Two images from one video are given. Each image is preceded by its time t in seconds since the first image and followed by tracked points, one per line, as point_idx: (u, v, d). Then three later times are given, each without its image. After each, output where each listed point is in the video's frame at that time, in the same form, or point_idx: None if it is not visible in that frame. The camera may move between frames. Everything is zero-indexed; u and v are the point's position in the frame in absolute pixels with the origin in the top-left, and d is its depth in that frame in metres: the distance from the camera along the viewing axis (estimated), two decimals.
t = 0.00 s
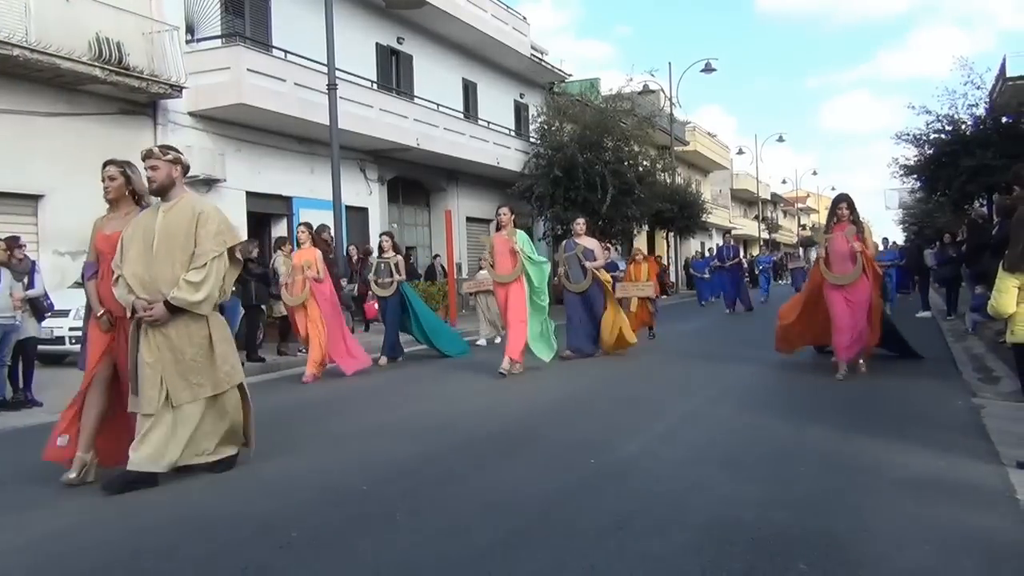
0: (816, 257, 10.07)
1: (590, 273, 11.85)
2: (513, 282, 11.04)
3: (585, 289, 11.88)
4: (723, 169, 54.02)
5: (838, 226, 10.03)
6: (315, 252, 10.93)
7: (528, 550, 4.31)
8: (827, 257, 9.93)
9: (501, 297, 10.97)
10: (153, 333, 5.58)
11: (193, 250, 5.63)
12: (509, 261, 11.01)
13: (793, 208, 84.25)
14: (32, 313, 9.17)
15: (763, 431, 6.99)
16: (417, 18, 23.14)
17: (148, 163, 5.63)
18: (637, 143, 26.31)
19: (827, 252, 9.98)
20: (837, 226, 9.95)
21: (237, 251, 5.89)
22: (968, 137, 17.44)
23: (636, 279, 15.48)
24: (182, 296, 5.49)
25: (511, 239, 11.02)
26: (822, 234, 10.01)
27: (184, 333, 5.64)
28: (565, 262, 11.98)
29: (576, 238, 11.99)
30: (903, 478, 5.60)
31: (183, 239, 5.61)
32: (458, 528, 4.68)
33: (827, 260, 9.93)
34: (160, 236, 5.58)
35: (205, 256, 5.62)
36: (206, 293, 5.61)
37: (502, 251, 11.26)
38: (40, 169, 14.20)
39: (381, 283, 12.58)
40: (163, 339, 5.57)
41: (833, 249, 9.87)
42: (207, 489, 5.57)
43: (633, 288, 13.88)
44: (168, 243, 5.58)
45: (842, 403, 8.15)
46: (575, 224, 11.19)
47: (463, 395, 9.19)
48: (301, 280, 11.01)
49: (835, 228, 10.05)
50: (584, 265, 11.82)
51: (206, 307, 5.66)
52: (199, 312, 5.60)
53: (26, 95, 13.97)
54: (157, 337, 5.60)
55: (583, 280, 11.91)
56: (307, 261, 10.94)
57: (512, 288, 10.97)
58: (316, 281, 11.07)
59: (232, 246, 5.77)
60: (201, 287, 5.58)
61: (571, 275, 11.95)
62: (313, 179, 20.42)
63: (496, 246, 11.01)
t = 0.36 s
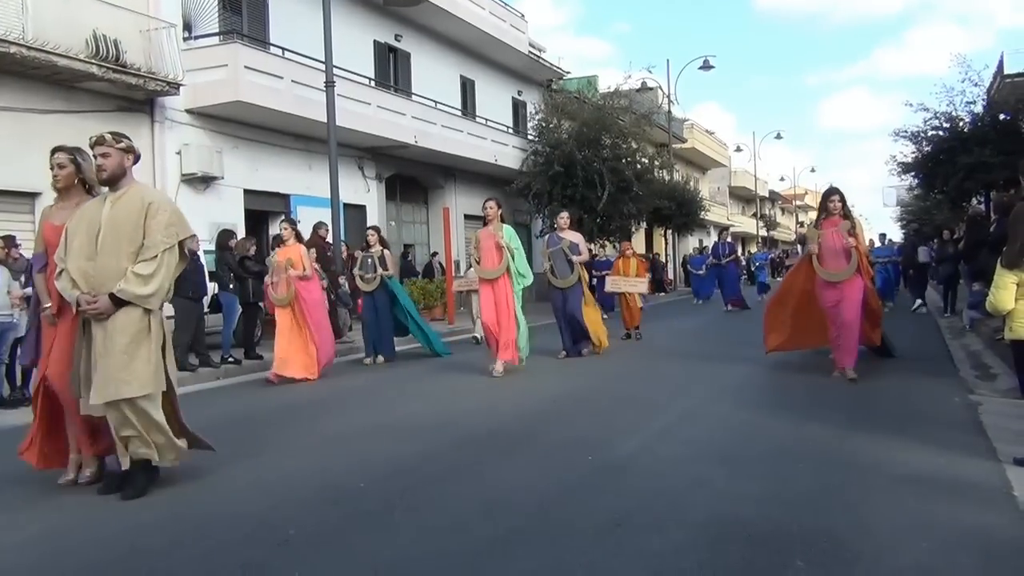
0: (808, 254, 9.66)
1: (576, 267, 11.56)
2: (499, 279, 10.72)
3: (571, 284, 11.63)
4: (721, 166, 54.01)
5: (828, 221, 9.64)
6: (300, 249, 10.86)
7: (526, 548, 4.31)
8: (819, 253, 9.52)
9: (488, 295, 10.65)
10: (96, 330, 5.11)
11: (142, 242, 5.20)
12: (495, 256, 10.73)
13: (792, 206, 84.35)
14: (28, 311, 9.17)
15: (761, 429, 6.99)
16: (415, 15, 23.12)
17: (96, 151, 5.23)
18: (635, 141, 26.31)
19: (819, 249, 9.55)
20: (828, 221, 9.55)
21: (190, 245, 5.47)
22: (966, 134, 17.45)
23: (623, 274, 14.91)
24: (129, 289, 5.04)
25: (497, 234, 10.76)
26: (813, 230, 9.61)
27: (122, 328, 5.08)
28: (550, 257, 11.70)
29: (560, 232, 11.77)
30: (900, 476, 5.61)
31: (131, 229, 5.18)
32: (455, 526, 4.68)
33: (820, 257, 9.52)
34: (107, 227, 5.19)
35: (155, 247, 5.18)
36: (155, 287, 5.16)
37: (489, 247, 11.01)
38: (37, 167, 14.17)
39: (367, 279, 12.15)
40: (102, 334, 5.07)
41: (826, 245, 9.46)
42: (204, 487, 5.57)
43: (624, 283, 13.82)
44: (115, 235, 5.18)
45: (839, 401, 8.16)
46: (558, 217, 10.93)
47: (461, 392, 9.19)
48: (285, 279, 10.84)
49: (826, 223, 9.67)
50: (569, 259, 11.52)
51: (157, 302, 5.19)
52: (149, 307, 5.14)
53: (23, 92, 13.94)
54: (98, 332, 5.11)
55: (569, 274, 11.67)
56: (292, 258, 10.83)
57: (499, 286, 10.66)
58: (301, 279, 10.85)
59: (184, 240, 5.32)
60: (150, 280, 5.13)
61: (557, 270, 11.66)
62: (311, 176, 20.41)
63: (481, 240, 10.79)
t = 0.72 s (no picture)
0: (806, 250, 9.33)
1: (571, 266, 11.40)
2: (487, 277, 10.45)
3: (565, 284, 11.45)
4: (721, 162, 54.00)
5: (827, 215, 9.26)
6: (282, 246, 10.54)
7: (526, 543, 4.31)
8: (817, 251, 9.19)
9: (477, 293, 10.40)
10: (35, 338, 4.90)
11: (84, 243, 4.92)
12: (483, 255, 10.44)
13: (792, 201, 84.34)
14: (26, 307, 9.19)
15: (762, 424, 6.99)
16: (414, 11, 23.08)
17: (53, 147, 4.98)
18: (635, 136, 26.29)
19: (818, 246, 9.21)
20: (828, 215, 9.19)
21: (139, 248, 5.18)
22: (966, 128, 17.43)
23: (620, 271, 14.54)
24: (64, 295, 4.77)
25: (485, 232, 10.49)
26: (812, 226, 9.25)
27: (64, 340, 4.90)
28: (543, 257, 11.52)
29: (555, 230, 11.58)
30: (901, 470, 5.60)
31: (72, 232, 4.93)
32: (454, 522, 4.67)
33: (818, 254, 9.20)
34: (50, 227, 4.93)
35: (96, 250, 4.89)
36: (94, 293, 4.88)
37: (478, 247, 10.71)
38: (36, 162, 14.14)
39: (355, 278, 11.90)
40: (43, 344, 4.88)
41: (824, 243, 9.12)
42: (205, 485, 5.54)
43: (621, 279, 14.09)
44: (59, 235, 4.92)
45: (840, 395, 8.15)
46: (554, 213, 10.68)
47: (462, 388, 9.18)
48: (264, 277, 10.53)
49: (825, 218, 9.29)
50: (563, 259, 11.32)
51: (95, 308, 4.92)
52: (87, 314, 4.88)
53: (22, 89, 13.92)
54: (37, 340, 4.92)
55: (563, 274, 11.45)
56: (273, 255, 10.49)
57: (488, 283, 10.40)
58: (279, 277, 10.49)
59: (132, 245, 5.08)
60: (88, 286, 4.86)
61: (550, 270, 11.47)
62: (310, 172, 20.38)
63: (469, 239, 10.49)
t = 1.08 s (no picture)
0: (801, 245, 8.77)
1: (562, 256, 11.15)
2: (473, 269, 10.13)
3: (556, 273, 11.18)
4: (722, 156, 53.97)
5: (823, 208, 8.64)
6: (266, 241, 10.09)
7: (528, 537, 4.30)
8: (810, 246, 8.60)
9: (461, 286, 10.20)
10: None
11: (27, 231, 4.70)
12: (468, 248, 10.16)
13: (792, 195, 84.25)
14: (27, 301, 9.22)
15: (762, 417, 6.98)
16: (414, 4, 23.03)
17: None
18: (635, 130, 26.25)
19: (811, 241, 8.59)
20: (823, 209, 8.58)
21: (90, 231, 4.93)
22: (967, 122, 17.41)
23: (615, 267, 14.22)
24: (6, 289, 4.57)
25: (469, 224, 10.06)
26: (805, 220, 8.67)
27: (16, 338, 4.73)
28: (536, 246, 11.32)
29: (550, 221, 11.44)
30: (902, 463, 5.59)
31: (15, 220, 4.72)
32: (456, 515, 4.66)
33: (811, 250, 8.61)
34: None
35: (37, 238, 4.66)
36: (39, 283, 4.64)
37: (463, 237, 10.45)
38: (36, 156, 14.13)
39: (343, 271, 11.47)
40: None
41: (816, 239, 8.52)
42: (207, 479, 5.53)
43: (616, 276, 13.84)
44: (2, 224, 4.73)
45: (841, 388, 8.15)
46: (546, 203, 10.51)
47: (463, 382, 9.18)
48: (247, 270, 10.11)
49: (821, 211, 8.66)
50: (557, 249, 11.14)
51: (43, 299, 4.68)
52: (33, 306, 4.65)
53: (21, 83, 13.89)
54: None
55: (555, 264, 11.20)
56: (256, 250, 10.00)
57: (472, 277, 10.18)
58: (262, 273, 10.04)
59: (80, 228, 4.83)
60: (31, 275, 4.63)
61: (542, 259, 11.24)
62: (311, 167, 20.36)
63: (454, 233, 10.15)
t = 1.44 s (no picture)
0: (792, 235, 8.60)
1: (548, 256, 10.85)
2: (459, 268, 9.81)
3: (543, 273, 10.88)
4: (722, 150, 53.89)
5: (815, 197, 8.50)
6: (244, 237, 9.71)
7: (528, 532, 4.31)
8: (803, 237, 8.46)
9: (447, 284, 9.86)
10: None
11: None
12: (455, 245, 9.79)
13: (792, 189, 84.19)
14: (31, 298, 9.20)
15: (764, 412, 6.97)
16: None
17: None
18: (636, 124, 26.22)
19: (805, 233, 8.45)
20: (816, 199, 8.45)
21: (14, 230, 5.02)
22: (969, 116, 17.38)
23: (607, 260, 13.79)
24: None
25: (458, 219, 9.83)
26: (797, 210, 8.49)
27: None
28: (520, 245, 10.99)
29: (533, 218, 11.13)
30: (903, 458, 5.59)
31: None
32: (456, 511, 4.65)
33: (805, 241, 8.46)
34: None
35: None
36: None
37: (449, 235, 10.10)
38: (36, 151, 14.12)
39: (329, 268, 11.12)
40: None
41: (811, 229, 8.36)
42: (209, 474, 5.53)
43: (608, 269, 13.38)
44: None
45: (842, 383, 8.13)
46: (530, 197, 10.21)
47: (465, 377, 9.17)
48: (224, 268, 9.72)
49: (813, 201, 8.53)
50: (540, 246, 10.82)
51: None
52: None
53: (21, 78, 13.87)
54: None
55: (541, 262, 10.89)
56: (233, 245, 9.65)
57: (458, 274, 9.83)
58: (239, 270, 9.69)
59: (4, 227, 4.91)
60: None
61: (527, 258, 10.92)
62: (311, 162, 20.34)
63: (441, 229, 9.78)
